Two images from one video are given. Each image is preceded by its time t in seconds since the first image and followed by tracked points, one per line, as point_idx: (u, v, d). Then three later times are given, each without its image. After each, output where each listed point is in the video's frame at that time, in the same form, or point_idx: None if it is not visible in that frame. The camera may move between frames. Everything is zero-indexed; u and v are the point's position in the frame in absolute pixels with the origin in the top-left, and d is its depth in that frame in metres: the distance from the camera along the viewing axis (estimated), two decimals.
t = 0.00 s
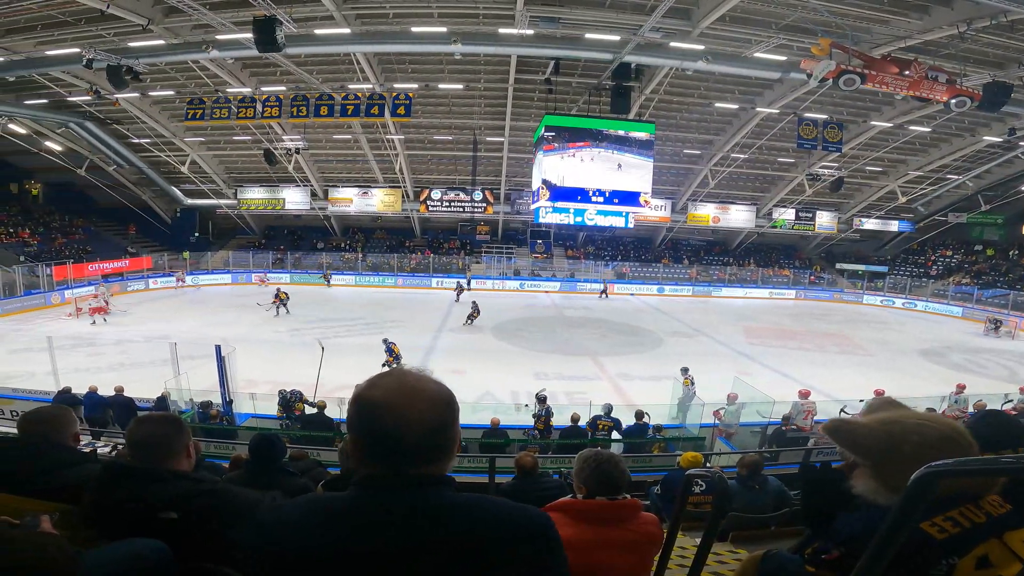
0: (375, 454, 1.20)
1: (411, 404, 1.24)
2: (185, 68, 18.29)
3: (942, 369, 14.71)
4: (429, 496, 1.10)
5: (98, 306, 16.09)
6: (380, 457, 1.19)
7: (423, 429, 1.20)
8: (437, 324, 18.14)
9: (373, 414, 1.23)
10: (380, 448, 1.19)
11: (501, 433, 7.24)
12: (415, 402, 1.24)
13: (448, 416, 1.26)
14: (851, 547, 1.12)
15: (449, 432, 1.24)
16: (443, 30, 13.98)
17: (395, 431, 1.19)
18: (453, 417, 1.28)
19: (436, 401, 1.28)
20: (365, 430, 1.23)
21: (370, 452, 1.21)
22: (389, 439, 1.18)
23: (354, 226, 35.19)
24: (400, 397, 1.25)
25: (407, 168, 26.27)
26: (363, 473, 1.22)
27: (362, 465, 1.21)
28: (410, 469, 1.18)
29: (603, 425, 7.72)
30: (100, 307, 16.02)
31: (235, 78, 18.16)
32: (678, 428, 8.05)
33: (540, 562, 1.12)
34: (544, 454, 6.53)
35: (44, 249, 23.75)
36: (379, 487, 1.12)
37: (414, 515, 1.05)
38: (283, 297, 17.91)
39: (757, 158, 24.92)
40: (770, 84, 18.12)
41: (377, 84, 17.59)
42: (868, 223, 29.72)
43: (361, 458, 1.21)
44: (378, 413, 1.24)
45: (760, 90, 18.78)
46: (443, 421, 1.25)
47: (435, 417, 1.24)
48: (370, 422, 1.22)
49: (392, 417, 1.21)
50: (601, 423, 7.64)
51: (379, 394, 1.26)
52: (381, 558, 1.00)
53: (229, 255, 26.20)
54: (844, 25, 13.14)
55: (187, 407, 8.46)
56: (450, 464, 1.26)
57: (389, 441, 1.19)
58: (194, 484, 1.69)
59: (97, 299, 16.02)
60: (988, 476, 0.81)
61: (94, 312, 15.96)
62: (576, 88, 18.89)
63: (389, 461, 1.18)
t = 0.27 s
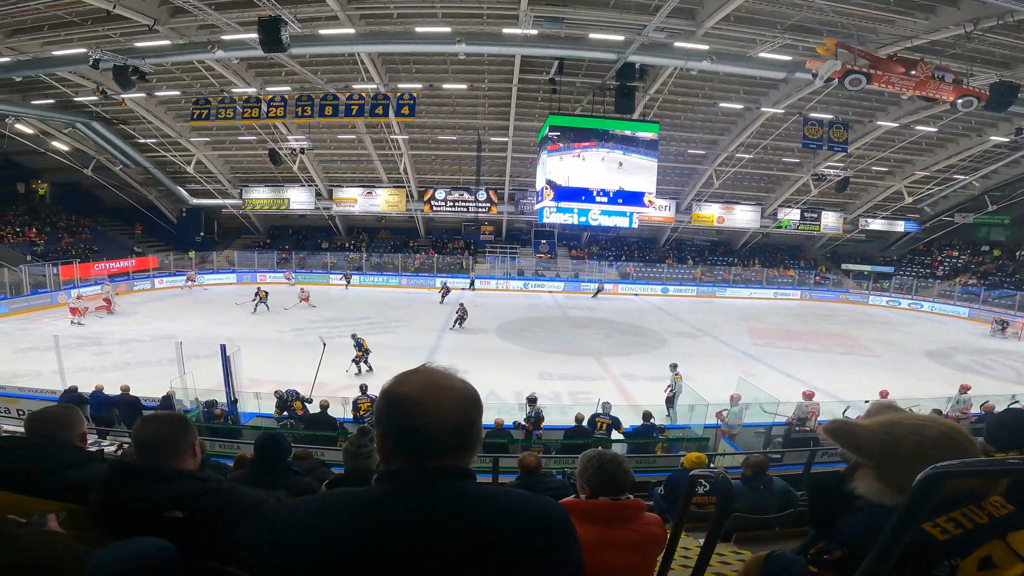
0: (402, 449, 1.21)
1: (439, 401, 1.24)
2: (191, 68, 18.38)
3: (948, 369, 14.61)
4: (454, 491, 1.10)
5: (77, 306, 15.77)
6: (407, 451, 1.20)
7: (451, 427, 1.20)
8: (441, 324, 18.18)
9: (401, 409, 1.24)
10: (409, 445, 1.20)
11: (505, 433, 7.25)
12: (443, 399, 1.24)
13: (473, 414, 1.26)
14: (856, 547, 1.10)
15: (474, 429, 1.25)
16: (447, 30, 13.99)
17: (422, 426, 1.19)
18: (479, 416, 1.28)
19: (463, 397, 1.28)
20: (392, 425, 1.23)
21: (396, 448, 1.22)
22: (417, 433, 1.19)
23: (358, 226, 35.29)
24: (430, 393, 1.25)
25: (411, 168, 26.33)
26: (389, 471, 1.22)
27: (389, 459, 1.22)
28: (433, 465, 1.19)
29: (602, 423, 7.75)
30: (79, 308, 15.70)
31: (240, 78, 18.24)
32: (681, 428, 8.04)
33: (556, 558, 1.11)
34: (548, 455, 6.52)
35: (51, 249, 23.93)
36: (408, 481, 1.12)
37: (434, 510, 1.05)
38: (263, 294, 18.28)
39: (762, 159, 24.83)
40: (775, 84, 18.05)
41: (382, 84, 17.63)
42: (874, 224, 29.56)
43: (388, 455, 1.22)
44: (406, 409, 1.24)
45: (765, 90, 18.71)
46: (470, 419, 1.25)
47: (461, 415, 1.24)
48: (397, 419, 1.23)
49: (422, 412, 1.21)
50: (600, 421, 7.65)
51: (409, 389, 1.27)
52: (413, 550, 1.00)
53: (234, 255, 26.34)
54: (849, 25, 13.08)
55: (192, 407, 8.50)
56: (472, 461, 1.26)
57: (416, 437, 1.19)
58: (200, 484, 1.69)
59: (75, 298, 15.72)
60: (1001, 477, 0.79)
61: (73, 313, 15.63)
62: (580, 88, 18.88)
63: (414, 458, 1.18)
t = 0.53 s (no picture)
0: (403, 451, 1.22)
1: (443, 403, 1.24)
2: (197, 68, 18.49)
3: (954, 371, 14.52)
4: (455, 494, 1.10)
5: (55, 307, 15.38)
6: (409, 454, 1.20)
7: (454, 429, 1.21)
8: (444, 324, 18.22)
9: (403, 411, 1.24)
10: (412, 446, 1.21)
11: (509, 433, 7.25)
12: (448, 401, 1.25)
13: (478, 416, 1.27)
14: (862, 549, 1.10)
15: (476, 433, 1.25)
16: (451, 30, 14.02)
17: (424, 427, 1.20)
18: (481, 418, 1.28)
19: (467, 400, 1.28)
20: (394, 428, 1.24)
21: (398, 450, 1.22)
22: (419, 435, 1.20)
23: (363, 226, 35.39)
24: (434, 394, 1.26)
25: (416, 168, 26.39)
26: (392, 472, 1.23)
27: (389, 461, 1.22)
28: (434, 466, 1.19)
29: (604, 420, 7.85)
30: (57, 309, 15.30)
31: (246, 78, 18.33)
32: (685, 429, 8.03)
33: (556, 564, 1.11)
34: (552, 455, 6.51)
35: (57, 248, 24.09)
36: (406, 484, 1.12)
37: (434, 510, 1.05)
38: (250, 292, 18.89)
39: (767, 159, 24.73)
40: (780, 84, 17.98)
41: (386, 84, 17.67)
42: (880, 224, 29.40)
43: (390, 456, 1.23)
44: (409, 411, 1.24)
45: (770, 90, 18.63)
46: (473, 422, 1.26)
47: (464, 417, 1.25)
48: (400, 420, 1.23)
49: (424, 414, 1.21)
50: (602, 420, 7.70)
51: (412, 390, 1.27)
52: (416, 551, 0.99)
53: (239, 254, 26.47)
54: (854, 25, 13.03)
55: (197, 406, 8.54)
56: (473, 464, 1.26)
57: (418, 439, 1.20)
58: (206, 483, 1.70)
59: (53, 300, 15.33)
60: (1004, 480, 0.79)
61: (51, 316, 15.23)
62: (584, 88, 18.86)
63: (417, 458, 1.19)
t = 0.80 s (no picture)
0: (401, 450, 1.22)
1: (441, 403, 1.24)
2: (202, 68, 18.57)
3: (959, 371, 14.45)
4: (452, 495, 1.10)
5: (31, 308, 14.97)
6: (406, 453, 1.21)
7: (451, 429, 1.21)
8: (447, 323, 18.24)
9: (401, 410, 1.24)
10: (408, 445, 1.21)
11: (512, 433, 7.26)
12: (445, 401, 1.25)
13: (475, 416, 1.27)
14: (865, 549, 1.09)
15: (474, 434, 1.25)
16: (455, 30, 14.02)
17: (421, 427, 1.20)
18: (480, 420, 1.28)
19: (465, 401, 1.29)
20: (392, 428, 1.24)
21: (397, 450, 1.23)
22: (415, 434, 1.20)
23: (366, 225, 35.47)
24: (433, 396, 1.26)
25: (419, 168, 26.43)
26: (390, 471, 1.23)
27: (389, 461, 1.23)
28: (432, 467, 1.19)
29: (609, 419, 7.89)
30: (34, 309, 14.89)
31: (250, 78, 18.40)
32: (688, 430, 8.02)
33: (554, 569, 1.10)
34: (554, 455, 6.51)
35: (63, 247, 24.25)
36: (407, 482, 1.13)
37: (431, 511, 1.05)
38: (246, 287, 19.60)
39: (772, 159, 24.63)
40: (785, 84, 17.90)
41: (390, 84, 17.72)
42: (885, 224, 29.25)
43: (388, 456, 1.24)
44: (409, 411, 1.24)
45: (774, 90, 18.56)
46: (469, 422, 1.26)
47: (463, 418, 1.25)
48: (398, 419, 1.23)
49: (423, 415, 1.22)
50: (607, 418, 7.75)
51: (410, 391, 1.28)
52: (417, 549, 1.00)
53: (243, 254, 26.58)
54: (859, 25, 12.95)
55: (201, 405, 8.56)
56: (473, 466, 1.26)
57: (414, 439, 1.20)
58: (207, 480, 1.71)
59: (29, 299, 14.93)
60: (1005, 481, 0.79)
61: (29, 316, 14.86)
62: (588, 88, 18.84)
63: (414, 458, 1.19)
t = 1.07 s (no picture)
0: (413, 452, 1.22)
1: (454, 405, 1.24)
2: (206, 68, 18.63)
3: (964, 372, 14.36)
4: (465, 497, 1.11)
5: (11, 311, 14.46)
6: (418, 455, 1.21)
7: (465, 430, 1.21)
8: (450, 323, 18.26)
9: (415, 411, 1.25)
10: (420, 446, 1.21)
11: (515, 433, 7.27)
12: (460, 401, 1.25)
13: (491, 418, 1.27)
14: (871, 550, 1.09)
15: (486, 436, 1.25)
16: (458, 29, 14.03)
17: (434, 429, 1.20)
18: (494, 421, 1.28)
19: (478, 403, 1.28)
20: (405, 429, 1.25)
21: (409, 452, 1.23)
22: (428, 436, 1.20)
23: (370, 225, 35.55)
24: (447, 397, 1.26)
25: (422, 167, 26.47)
26: (404, 472, 1.24)
27: (402, 463, 1.23)
28: (445, 469, 1.19)
29: (613, 419, 7.90)
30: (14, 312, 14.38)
31: (254, 78, 18.45)
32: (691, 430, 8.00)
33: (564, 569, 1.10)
34: (557, 455, 6.50)
35: (68, 247, 24.37)
36: (419, 484, 1.13)
37: (441, 512, 1.06)
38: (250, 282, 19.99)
39: (776, 159, 24.55)
40: (789, 84, 17.83)
41: (393, 84, 17.74)
42: (890, 225, 29.11)
43: (401, 457, 1.24)
44: (422, 412, 1.25)
45: (778, 90, 18.49)
46: (485, 424, 1.26)
47: (476, 420, 1.25)
48: (410, 421, 1.24)
49: (436, 416, 1.22)
50: (611, 418, 7.77)
51: (424, 393, 1.28)
52: (427, 549, 1.00)
53: (247, 253, 26.68)
54: (864, 24, 12.89)
55: (205, 404, 8.60)
56: (486, 468, 1.26)
57: (427, 441, 1.21)
58: (214, 479, 1.71)
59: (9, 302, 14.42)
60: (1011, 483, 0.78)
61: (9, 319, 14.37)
62: (591, 88, 18.82)
63: (427, 460, 1.20)
